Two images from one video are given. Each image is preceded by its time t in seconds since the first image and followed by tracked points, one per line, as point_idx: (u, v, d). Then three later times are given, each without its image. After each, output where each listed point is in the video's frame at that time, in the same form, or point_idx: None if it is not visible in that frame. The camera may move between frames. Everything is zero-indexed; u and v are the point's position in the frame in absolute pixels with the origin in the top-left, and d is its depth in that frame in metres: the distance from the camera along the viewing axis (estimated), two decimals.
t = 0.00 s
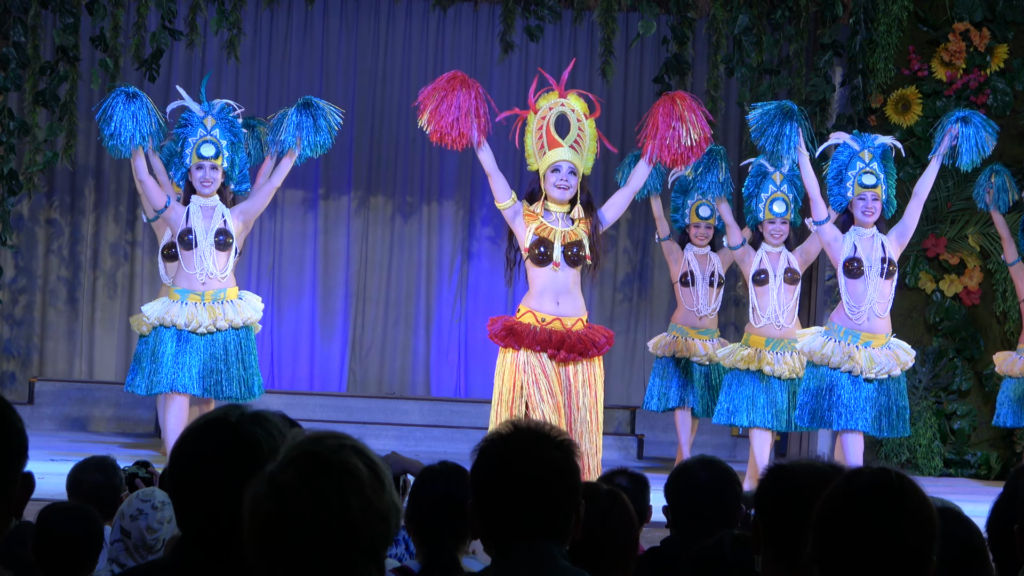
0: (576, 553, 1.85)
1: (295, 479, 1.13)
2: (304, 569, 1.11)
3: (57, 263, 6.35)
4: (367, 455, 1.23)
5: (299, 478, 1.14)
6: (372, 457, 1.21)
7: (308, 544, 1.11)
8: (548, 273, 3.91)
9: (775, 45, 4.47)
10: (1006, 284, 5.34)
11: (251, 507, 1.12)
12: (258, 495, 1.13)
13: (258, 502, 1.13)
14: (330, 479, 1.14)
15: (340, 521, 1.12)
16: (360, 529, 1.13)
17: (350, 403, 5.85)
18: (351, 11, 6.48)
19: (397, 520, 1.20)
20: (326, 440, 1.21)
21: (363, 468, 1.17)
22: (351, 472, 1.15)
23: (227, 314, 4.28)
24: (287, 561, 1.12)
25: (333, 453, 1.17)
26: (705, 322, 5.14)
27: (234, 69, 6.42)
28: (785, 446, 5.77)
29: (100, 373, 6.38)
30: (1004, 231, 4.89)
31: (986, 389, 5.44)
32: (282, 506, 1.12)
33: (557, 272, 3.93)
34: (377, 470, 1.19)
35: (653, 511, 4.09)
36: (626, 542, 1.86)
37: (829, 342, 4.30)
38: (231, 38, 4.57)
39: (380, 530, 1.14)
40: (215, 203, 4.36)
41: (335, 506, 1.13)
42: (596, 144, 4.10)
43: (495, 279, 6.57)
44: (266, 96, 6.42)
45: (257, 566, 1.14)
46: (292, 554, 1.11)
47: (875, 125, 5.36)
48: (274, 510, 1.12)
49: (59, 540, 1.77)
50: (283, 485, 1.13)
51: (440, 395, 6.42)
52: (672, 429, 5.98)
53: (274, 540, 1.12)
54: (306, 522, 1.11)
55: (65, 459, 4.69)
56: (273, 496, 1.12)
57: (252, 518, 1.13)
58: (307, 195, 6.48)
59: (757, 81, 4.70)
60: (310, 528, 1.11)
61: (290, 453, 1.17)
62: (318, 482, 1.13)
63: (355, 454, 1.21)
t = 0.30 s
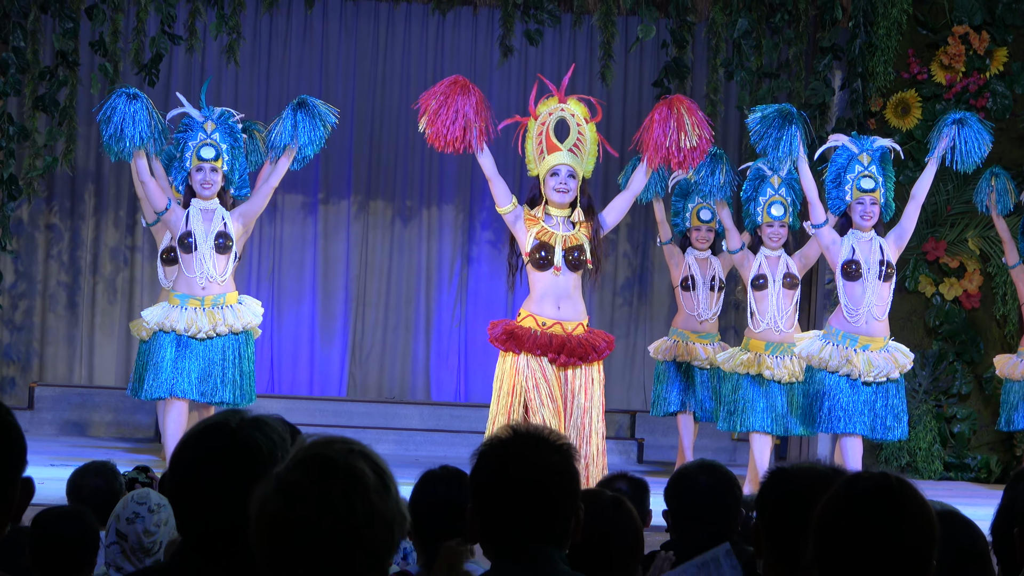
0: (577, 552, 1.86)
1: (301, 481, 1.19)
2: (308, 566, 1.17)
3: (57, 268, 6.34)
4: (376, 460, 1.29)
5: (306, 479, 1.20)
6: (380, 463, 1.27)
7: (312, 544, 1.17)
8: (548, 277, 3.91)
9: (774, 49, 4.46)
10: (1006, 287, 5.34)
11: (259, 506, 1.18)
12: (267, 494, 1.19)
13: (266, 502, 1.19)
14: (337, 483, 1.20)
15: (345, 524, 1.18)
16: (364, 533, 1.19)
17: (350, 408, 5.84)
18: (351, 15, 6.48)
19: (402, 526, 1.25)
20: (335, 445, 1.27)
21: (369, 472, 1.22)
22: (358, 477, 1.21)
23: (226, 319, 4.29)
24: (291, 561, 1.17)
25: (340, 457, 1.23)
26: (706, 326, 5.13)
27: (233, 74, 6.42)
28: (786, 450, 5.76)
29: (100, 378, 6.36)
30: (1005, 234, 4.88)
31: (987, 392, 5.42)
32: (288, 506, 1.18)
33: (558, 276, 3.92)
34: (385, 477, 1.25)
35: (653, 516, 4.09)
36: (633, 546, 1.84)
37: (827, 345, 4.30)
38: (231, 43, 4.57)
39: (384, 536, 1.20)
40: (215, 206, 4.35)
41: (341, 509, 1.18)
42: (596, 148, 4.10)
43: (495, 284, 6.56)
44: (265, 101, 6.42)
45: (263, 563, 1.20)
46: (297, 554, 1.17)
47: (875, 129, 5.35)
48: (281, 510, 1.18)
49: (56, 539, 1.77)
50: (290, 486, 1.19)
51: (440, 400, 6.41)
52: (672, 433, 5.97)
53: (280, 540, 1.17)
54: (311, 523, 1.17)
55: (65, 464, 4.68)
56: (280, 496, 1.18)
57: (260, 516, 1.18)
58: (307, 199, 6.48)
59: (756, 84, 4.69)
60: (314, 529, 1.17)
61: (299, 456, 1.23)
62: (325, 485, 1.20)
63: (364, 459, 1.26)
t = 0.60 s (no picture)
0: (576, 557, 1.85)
1: (303, 487, 1.19)
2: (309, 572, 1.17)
3: (57, 271, 6.34)
4: (377, 465, 1.29)
5: (308, 485, 1.20)
6: (381, 469, 1.27)
7: (313, 549, 1.17)
8: (549, 281, 3.91)
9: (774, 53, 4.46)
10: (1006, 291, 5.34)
11: (260, 512, 1.18)
12: (269, 500, 1.19)
13: (267, 507, 1.18)
14: (338, 489, 1.20)
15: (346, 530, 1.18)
16: (364, 538, 1.18)
17: (350, 412, 5.83)
18: (351, 20, 6.48)
19: (403, 531, 1.25)
20: (337, 451, 1.27)
21: (371, 478, 1.22)
22: (359, 484, 1.20)
23: (228, 325, 4.27)
24: (291, 566, 1.17)
25: (342, 462, 1.23)
26: (708, 330, 5.13)
27: (233, 78, 6.43)
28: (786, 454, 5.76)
29: (100, 382, 6.36)
30: (1006, 237, 4.88)
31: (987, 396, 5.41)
32: (289, 512, 1.18)
33: (559, 280, 3.92)
34: (387, 483, 1.25)
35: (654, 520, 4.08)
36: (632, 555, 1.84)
37: (826, 350, 4.30)
38: (231, 47, 4.56)
39: (385, 540, 1.20)
40: (216, 210, 4.36)
41: (342, 515, 1.18)
42: (597, 156, 4.09)
43: (495, 288, 6.55)
44: (266, 105, 6.43)
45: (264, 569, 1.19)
46: (299, 560, 1.17)
47: (875, 133, 5.35)
48: (283, 515, 1.17)
49: (50, 540, 1.78)
50: (292, 492, 1.19)
51: (440, 404, 6.41)
52: (672, 437, 5.97)
53: (281, 545, 1.17)
54: (313, 529, 1.17)
55: (65, 468, 4.67)
56: (282, 501, 1.18)
57: (262, 523, 1.18)
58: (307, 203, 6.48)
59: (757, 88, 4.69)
60: (316, 535, 1.17)
61: (301, 462, 1.23)
62: (327, 491, 1.19)
63: (365, 465, 1.26)
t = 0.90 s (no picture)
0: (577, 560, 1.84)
1: (302, 490, 1.18)
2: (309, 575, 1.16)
3: (57, 276, 6.34)
4: (375, 468, 1.29)
5: (307, 487, 1.19)
6: (379, 472, 1.27)
7: (313, 551, 1.16)
8: (548, 284, 3.89)
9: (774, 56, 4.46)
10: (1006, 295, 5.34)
11: (260, 515, 1.17)
12: (268, 503, 1.18)
13: (267, 510, 1.18)
14: (338, 491, 1.19)
15: (347, 533, 1.17)
16: (364, 541, 1.18)
17: (350, 416, 5.84)
18: (352, 23, 6.48)
19: (402, 535, 1.25)
20: (336, 454, 1.27)
21: (370, 480, 1.22)
22: (359, 486, 1.20)
23: (228, 330, 4.27)
24: (291, 567, 1.16)
25: (341, 465, 1.22)
26: (709, 334, 5.13)
27: (233, 82, 6.43)
28: (786, 458, 5.75)
29: (99, 387, 6.36)
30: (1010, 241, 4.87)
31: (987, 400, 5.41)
32: (289, 515, 1.17)
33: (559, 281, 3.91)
34: (386, 486, 1.25)
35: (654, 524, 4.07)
36: (629, 552, 1.85)
37: (826, 353, 4.29)
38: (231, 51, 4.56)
39: (384, 543, 1.20)
40: (217, 214, 4.35)
41: (342, 519, 1.18)
42: (594, 165, 4.10)
43: (495, 292, 6.55)
44: (265, 109, 6.43)
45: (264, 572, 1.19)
46: (299, 562, 1.16)
47: (875, 137, 5.36)
48: (283, 519, 1.17)
49: (49, 544, 1.82)
50: (291, 495, 1.18)
51: (440, 408, 6.40)
52: (672, 441, 5.96)
53: (280, 546, 1.16)
54: (313, 531, 1.16)
55: (65, 472, 4.67)
56: (281, 505, 1.17)
57: (261, 527, 1.17)
58: (307, 207, 6.49)
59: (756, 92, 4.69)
60: (317, 538, 1.16)
61: (301, 464, 1.22)
62: (327, 493, 1.19)
63: (364, 468, 1.26)
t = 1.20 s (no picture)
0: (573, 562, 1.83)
1: (302, 491, 1.18)
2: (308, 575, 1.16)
3: (56, 278, 6.34)
4: (374, 469, 1.28)
5: (307, 488, 1.19)
6: (378, 473, 1.26)
7: (312, 551, 1.16)
8: (549, 284, 3.89)
9: (773, 60, 4.46)
10: (1005, 298, 5.34)
11: (259, 516, 1.17)
12: (268, 504, 1.18)
13: (266, 511, 1.17)
14: (337, 491, 1.19)
15: (346, 534, 1.17)
16: (363, 541, 1.18)
17: (350, 419, 5.84)
18: (351, 26, 6.48)
19: (401, 536, 1.25)
20: (335, 455, 1.27)
21: (369, 481, 1.22)
22: (358, 487, 1.20)
23: (228, 332, 4.28)
24: (291, 568, 1.16)
25: (341, 466, 1.22)
26: (708, 337, 5.12)
27: (232, 85, 6.44)
28: (785, 461, 5.75)
29: (98, 389, 6.36)
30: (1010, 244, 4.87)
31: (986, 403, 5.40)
32: (289, 515, 1.17)
33: (559, 282, 3.91)
34: (385, 487, 1.25)
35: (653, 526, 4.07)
36: (624, 555, 1.85)
37: (826, 356, 4.29)
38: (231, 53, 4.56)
39: (383, 543, 1.19)
40: (218, 215, 4.33)
41: (342, 519, 1.18)
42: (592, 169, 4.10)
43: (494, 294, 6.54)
44: (265, 112, 6.44)
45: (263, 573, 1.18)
46: (299, 563, 1.16)
47: (874, 140, 5.36)
48: (282, 519, 1.17)
49: (48, 545, 1.81)
50: (291, 495, 1.18)
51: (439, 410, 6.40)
52: (672, 444, 5.96)
53: (279, 547, 1.16)
54: (312, 531, 1.16)
55: (63, 475, 4.66)
56: (281, 505, 1.17)
57: (260, 528, 1.17)
58: (306, 210, 6.49)
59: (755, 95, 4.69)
60: (317, 538, 1.16)
61: (299, 465, 1.22)
62: (326, 493, 1.19)
63: (363, 469, 1.26)
